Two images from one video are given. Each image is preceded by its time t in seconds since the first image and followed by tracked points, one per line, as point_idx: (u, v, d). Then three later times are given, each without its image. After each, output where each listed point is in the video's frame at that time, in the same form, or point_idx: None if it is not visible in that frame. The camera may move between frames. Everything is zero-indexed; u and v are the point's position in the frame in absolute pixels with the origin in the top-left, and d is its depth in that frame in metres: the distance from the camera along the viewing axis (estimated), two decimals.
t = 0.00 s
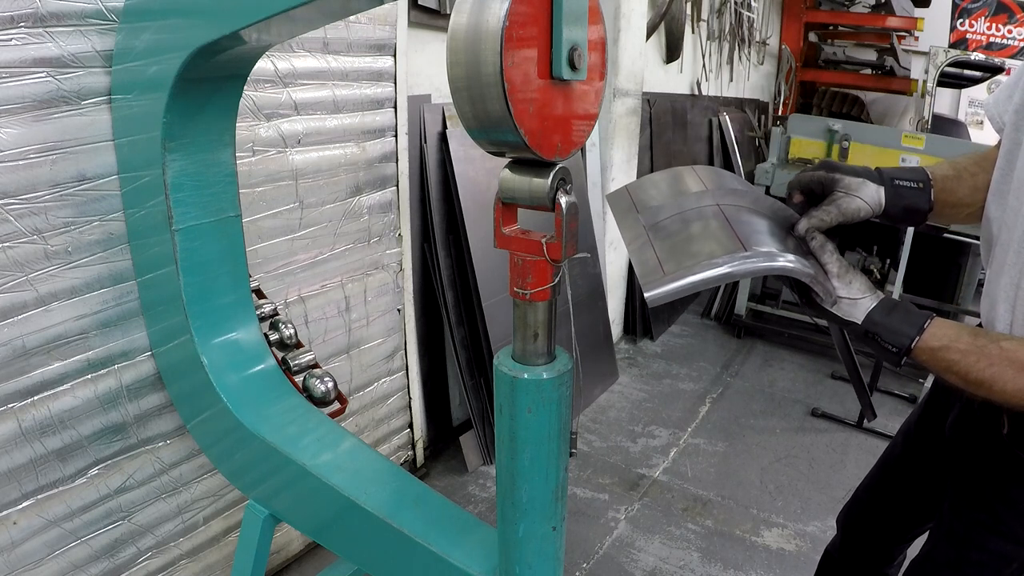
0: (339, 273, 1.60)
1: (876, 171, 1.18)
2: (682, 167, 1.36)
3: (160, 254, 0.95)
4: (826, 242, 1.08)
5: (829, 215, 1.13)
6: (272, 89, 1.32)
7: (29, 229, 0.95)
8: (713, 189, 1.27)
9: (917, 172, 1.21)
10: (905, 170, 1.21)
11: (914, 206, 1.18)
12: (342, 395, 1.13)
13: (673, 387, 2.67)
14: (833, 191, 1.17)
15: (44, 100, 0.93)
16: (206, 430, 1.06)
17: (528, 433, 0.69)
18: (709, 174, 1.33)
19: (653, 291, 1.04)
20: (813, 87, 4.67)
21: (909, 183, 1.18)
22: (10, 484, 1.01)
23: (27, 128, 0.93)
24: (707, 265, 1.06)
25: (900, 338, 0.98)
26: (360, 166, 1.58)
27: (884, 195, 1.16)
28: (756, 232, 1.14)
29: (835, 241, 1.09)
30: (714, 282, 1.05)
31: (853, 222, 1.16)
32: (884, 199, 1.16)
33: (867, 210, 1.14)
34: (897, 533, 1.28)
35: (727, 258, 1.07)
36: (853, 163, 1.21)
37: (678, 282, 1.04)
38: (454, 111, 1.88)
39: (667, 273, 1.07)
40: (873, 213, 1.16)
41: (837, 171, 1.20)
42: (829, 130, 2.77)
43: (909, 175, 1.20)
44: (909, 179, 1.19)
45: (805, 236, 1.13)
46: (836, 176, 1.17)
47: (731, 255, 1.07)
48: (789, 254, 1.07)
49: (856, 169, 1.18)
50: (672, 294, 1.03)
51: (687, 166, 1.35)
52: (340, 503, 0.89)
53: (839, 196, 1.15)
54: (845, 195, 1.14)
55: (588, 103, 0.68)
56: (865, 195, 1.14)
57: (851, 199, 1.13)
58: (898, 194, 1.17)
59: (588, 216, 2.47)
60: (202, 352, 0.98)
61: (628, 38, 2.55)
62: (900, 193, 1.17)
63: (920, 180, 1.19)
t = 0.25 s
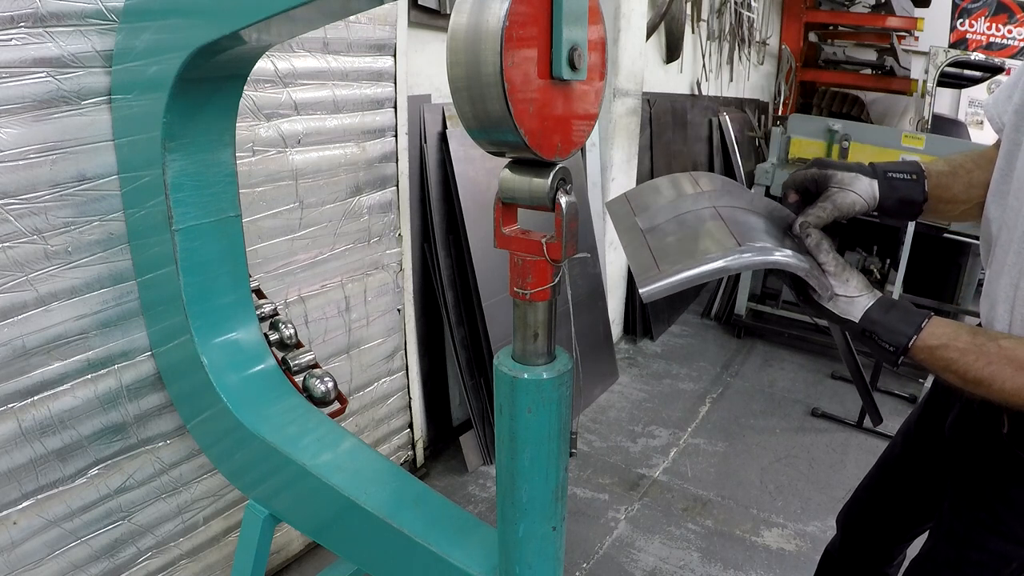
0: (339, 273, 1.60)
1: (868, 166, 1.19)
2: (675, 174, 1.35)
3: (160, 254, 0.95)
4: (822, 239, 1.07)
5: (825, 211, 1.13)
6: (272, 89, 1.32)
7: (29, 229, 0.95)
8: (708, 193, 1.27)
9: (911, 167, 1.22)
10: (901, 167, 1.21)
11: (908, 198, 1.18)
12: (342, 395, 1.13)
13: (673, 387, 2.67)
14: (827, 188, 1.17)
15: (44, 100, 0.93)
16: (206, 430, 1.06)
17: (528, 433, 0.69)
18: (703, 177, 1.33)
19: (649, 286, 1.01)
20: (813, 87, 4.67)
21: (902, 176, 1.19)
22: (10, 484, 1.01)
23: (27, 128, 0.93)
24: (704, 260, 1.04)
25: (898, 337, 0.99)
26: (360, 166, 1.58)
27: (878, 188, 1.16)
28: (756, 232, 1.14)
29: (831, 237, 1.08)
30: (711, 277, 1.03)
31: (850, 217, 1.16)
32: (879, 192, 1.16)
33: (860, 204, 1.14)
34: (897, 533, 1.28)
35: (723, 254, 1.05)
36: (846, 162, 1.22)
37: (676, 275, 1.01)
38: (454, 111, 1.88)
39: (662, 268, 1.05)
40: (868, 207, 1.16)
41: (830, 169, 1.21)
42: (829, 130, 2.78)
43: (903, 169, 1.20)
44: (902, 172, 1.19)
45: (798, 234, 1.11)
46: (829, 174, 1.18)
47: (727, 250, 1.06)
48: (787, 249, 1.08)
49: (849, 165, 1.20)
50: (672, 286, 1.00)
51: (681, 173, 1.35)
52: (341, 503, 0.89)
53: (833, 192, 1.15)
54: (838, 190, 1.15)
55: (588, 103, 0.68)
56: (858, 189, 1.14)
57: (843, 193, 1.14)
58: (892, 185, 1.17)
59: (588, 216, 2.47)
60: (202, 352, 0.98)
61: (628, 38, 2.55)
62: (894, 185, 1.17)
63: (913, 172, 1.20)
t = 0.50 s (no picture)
0: (339, 273, 1.60)
1: (869, 168, 1.19)
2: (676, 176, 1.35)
3: (160, 255, 0.95)
4: (821, 240, 1.07)
5: (824, 213, 1.13)
6: (271, 89, 1.32)
7: (29, 229, 0.95)
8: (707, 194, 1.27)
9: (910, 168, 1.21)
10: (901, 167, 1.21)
11: (907, 200, 1.18)
12: (342, 395, 1.13)
13: (673, 387, 2.67)
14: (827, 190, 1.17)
15: (44, 100, 0.93)
16: (206, 430, 1.06)
17: (528, 433, 0.69)
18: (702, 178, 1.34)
19: (651, 288, 1.01)
20: (813, 87, 4.67)
21: (902, 178, 1.18)
22: (10, 484, 1.01)
23: (27, 128, 0.93)
24: (703, 261, 1.04)
25: (898, 336, 0.99)
26: (360, 166, 1.58)
27: (877, 191, 1.16)
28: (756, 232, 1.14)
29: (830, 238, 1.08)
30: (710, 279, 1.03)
31: (849, 219, 1.16)
32: (878, 194, 1.16)
33: (859, 206, 1.14)
34: (898, 533, 1.28)
35: (722, 254, 1.05)
36: (846, 162, 1.22)
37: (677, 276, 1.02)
38: (454, 111, 1.89)
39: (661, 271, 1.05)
40: (867, 209, 1.16)
41: (830, 170, 1.21)
42: (829, 130, 2.78)
43: (903, 170, 1.20)
44: (903, 174, 1.19)
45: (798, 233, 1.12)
46: (829, 175, 1.18)
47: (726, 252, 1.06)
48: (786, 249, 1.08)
49: (849, 167, 1.20)
50: (674, 287, 1.00)
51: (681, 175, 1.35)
52: (341, 503, 0.89)
53: (832, 194, 1.15)
54: (837, 193, 1.15)
55: (588, 103, 0.68)
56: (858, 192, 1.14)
57: (843, 196, 1.14)
58: (892, 188, 1.17)
59: (588, 216, 2.47)
60: (202, 352, 0.98)
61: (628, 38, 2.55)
62: (894, 187, 1.17)
63: (913, 174, 1.19)
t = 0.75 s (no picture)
0: (339, 273, 1.60)
1: (869, 171, 1.18)
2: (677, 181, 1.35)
3: (160, 254, 0.95)
4: (821, 242, 1.07)
5: (824, 217, 1.12)
6: (272, 89, 1.32)
7: (29, 229, 0.95)
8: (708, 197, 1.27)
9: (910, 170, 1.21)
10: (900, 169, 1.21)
11: (907, 204, 1.18)
12: (342, 395, 1.13)
13: (673, 387, 2.67)
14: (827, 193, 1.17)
15: (44, 100, 0.93)
16: (206, 430, 1.06)
17: (528, 433, 0.69)
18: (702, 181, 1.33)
19: (652, 292, 1.01)
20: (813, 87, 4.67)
21: (901, 181, 1.18)
22: (10, 484, 1.01)
23: (27, 128, 0.93)
24: (704, 266, 1.04)
25: (898, 337, 0.99)
26: (360, 166, 1.58)
27: (876, 195, 1.16)
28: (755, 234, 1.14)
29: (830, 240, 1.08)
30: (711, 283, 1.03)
31: (848, 222, 1.15)
32: (878, 198, 1.16)
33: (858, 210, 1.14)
34: (898, 533, 1.28)
35: (722, 259, 1.05)
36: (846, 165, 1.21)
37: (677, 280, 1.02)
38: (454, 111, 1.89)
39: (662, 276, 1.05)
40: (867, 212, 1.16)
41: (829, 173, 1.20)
42: (829, 130, 2.78)
43: (903, 173, 1.20)
44: (902, 177, 1.19)
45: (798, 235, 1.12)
46: (829, 178, 1.18)
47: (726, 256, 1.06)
48: (786, 253, 1.08)
49: (849, 169, 1.19)
50: (674, 292, 1.00)
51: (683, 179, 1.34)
52: (340, 503, 0.89)
53: (832, 197, 1.15)
54: (837, 197, 1.14)
55: (588, 103, 0.68)
56: (857, 196, 1.14)
57: (843, 199, 1.13)
58: (892, 192, 1.17)
59: (588, 216, 2.47)
60: (202, 352, 0.98)
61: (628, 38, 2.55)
62: (893, 191, 1.17)
63: (912, 177, 1.19)
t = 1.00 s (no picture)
0: (339, 273, 1.60)
1: (868, 175, 1.18)
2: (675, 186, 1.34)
3: (160, 254, 0.95)
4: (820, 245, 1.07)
5: (821, 221, 1.11)
6: (271, 89, 1.32)
7: (29, 229, 0.95)
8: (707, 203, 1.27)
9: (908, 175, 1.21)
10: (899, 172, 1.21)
11: (905, 209, 1.18)
12: (342, 395, 1.13)
13: (673, 387, 2.67)
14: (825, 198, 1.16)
15: (44, 100, 0.93)
16: (206, 431, 1.06)
17: (528, 433, 0.69)
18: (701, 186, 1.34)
19: (652, 301, 0.99)
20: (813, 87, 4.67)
21: (900, 186, 1.18)
22: (10, 484, 1.01)
23: (27, 128, 0.93)
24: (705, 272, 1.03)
25: (898, 339, 0.99)
26: (360, 166, 1.58)
27: (876, 200, 1.16)
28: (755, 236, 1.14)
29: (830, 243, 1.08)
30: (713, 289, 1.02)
31: (846, 226, 1.16)
32: (877, 203, 1.16)
33: (857, 215, 1.14)
34: (898, 533, 1.28)
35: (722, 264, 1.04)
36: (845, 168, 1.21)
37: (677, 287, 1.00)
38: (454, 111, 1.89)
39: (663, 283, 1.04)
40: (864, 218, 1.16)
41: (829, 176, 1.20)
42: (829, 130, 2.78)
43: (901, 178, 1.20)
44: (901, 182, 1.19)
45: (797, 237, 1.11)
46: (829, 183, 1.18)
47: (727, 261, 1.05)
48: (787, 257, 1.08)
49: (848, 173, 1.19)
50: (676, 299, 0.98)
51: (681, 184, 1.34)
52: (340, 503, 0.89)
53: (831, 201, 1.15)
54: (836, 202, 1.14)
55: (588, 103, 0.68)
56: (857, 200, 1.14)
57: (842, 204, 1.13)
58: (890, 197, 1.17)
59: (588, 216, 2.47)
60: (202, 352, 0.98)
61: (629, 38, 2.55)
62: (893, 196, 1.17)
63: (911, 182, 1.19)
